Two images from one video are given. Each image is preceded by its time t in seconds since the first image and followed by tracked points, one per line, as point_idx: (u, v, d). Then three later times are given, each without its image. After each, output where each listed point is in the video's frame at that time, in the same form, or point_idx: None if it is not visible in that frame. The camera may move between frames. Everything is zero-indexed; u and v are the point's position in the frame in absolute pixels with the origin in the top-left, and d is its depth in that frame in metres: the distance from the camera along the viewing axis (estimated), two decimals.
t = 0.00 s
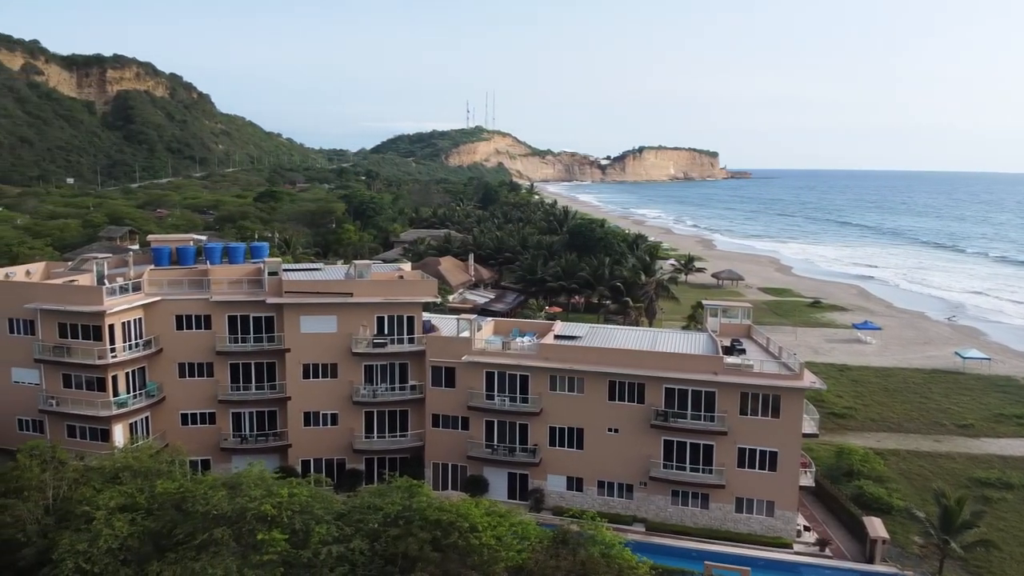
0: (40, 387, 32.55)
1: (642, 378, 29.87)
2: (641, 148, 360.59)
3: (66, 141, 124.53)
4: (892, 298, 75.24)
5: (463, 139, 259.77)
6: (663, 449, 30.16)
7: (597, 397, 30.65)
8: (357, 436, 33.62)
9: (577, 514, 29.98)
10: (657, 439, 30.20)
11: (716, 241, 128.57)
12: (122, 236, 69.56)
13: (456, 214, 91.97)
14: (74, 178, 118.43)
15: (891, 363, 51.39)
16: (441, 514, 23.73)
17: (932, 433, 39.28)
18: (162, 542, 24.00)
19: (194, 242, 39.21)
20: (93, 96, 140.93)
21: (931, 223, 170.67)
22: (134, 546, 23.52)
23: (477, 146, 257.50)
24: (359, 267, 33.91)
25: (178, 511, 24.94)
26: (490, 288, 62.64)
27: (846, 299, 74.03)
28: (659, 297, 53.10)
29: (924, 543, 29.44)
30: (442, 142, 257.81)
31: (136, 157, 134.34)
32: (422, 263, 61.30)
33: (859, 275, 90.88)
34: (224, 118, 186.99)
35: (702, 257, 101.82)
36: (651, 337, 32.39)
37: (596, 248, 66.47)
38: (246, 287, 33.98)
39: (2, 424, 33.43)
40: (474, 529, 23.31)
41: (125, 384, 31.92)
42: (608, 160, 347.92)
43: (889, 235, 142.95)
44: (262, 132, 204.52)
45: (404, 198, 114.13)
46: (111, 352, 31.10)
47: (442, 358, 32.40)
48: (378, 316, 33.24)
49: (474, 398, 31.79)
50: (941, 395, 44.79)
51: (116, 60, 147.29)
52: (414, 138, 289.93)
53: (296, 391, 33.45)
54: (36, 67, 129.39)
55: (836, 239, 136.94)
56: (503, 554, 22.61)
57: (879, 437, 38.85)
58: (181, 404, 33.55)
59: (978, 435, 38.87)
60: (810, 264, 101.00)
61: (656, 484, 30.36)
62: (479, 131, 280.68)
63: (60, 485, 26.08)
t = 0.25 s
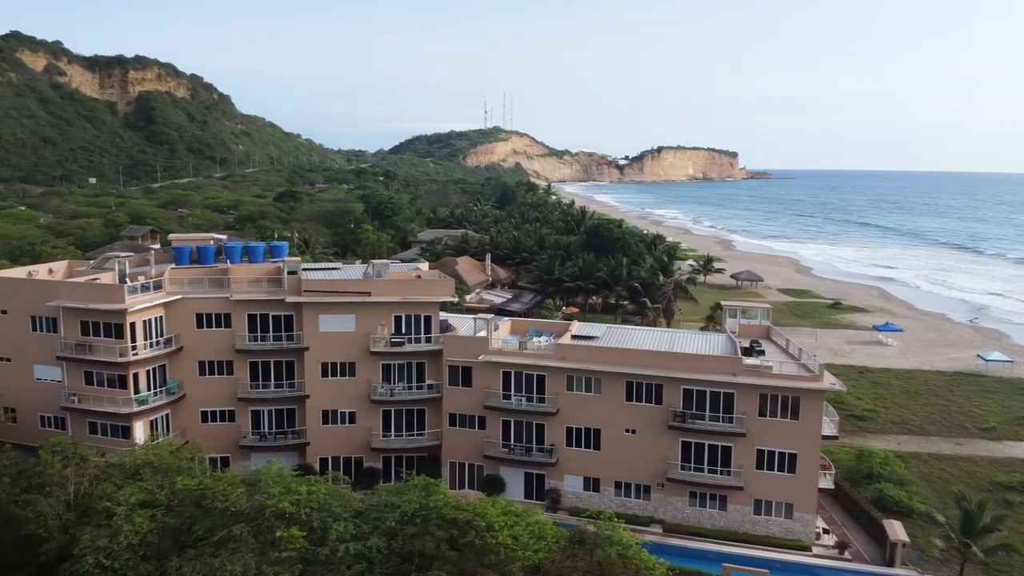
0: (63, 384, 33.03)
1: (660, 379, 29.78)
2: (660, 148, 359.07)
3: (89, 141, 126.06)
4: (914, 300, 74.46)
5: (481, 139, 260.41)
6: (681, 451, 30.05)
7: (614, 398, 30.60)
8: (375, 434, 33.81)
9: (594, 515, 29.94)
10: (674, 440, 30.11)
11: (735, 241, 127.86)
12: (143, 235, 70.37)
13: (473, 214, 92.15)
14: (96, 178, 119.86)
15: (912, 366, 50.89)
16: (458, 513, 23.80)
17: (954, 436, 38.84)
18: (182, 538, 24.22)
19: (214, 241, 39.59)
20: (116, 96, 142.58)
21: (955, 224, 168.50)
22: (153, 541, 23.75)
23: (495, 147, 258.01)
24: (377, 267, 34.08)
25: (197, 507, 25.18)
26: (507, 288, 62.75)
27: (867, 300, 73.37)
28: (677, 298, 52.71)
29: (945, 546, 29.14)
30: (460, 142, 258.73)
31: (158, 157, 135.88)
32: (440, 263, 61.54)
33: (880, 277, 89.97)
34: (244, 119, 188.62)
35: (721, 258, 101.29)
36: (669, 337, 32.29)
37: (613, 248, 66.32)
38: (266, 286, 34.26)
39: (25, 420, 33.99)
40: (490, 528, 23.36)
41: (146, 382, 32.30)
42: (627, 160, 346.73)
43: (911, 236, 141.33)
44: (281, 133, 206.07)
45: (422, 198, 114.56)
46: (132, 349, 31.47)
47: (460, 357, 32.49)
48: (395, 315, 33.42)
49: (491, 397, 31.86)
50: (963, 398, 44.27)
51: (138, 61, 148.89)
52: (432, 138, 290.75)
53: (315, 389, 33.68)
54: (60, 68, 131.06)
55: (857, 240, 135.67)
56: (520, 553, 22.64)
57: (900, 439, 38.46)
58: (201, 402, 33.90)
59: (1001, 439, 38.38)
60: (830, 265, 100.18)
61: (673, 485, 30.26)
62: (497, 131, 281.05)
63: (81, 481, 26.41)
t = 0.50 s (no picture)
0: (84, 381, 33.44)
1: (677, 380, 29.68)
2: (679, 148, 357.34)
3: (111, 141, 127.54)
4: (936, 301, 73.63)
5: (499, 140, 260.71)
6: (699, 452, 29.93)
7: (631, 398, 30.53)
8: (392, 433, 33.98)
9: (611, 516, 29.89)
10: (692, 442, 30.00)
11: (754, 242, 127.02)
12: (164, 234, 71.14)
13: (491, 214, 92.26)
14: (118, 178, 121.25)
15: (933, 368, 50.33)
16: (475, 512, 23.87)
17: (976, 439, 38.38)
18: (201, 534, 24.47)
19: (234, 240, 39.96)
20: (138, 96, 144.17)
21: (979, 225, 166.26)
22: (173, 537, 23.99)
23: (512, 147, 258.24)
24: (395, 266, 34.22)
25: (216, 504, 25.41)
26: (524, 288, 62.80)
27: (889, 301, 72.63)
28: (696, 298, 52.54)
29: (966, 550, 28.82)
30: (478, 142, 259.28)
31: (179, 157, 137.36)
32: (457, 263, 61.72)
33: (902, 278, 89.02)
34: (264, 119, 190.10)
35: (740, 258, 100.67)
36: (686, 338, 32.18)
37: (631, 248, 66.15)
38: (285, 285, 34.54)
39: (47, 416, 34.45)
40: (506, 528, 23.46)
41: (166, 379, 32.62)
42: (645, 160, 345.48)
43: (933, 238, 139.63)
44: (300, 133, 207.48)
45: (440, 199, 114.94)
46: (153, 347, 31.81)
47: (476, 357, 32.58)
48: (413, 314, 33.61)
49: (508, 397, 31.90)
50: (986, 400, 43.72)
51: (159, 62, 150.44)
52: (449, 139, 291.42)
53: (333, 388, 33.90)
54: (82, 68, 132.61)
55: (878, 241, 134.31)
56: (537, 553, 22.64)
57: (921, 442, 38.07)
58: (221, 399, 34.22)
59: None
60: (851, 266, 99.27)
61: (691, 486, 30.14)
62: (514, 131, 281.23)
63: (102, 477, 26.72)
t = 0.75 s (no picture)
0: (105, 378, 33.85)
1: (695, 380, 29.56)
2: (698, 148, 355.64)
3: (133, 142, 128.98)
4: (959, 303, 72.76)
5: (517, 140, 261.20)
6: (717, 453, 29.78)
7: (649, 399, 30.44)
8: (409, 431, 34.15)
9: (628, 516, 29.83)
10: (710, 442, 29.85)
11: (774, 243, 126.18)
12: (185, 233, 71.83)
13: (508, 214, 92.34)
14: (140, 178, 122.67)
15: (956, 370, 49.74)
16: (491, 511, 23.89)
17: (998, 442, 37.90)
18: (220, 530, 24.72)
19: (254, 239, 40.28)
20: (159, 97, 145.82)
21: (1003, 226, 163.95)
22: (192, 533, 24.20)
23: (530, 147, 258.59)
24: (412, 265, 34.38)
25: (235, 501, 25.58)
26: (541, 288, 62.84)
27: (910, 303, 71.86)
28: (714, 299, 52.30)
29: (988, 554, 28.48)
30: (496, 142, 259.99)
31: (199, 158, 138.87)
32: (474, 263, 61.85)
33: (924, 280, 88.03)
34: (283, 119, 191.57)
35: (760, 259, 100.05)
36: (704, 338, 32.06)
37: (649, 248, 65.97)
38: (304, 284, 34.80)
39: (69, 413, 34.92)
40: (523, 527, 23.42)
41: (186, 377, 32.96)
42: (663, 160, 344.20)
43: (957, 239, 137.85)
44: (319, 134, 208.98)
45: (457, 199, 115.27)
46: (173, 345, 32.14)
47: (493, 356, 32.65)
48: (430, 314, 33.76)
49: (525, 396, 31.92)
50: (1010, 403, 43.14)
51: (180, 62, 151.93)
52: (467, 139, 292.02)
53: (351, 386, 34.11)
54: (105, 69, 134.09)
55: (900, 242, 132.85)
56: (554, 552, 22.61)
57: (942, 445, 37.65)
58: (240, 397, 34.52)
59: None
60: (872, 267, 98.30)
61: (709, 488, 30.01)
62: (532, 132, 281.49)
63: (122, 474, 27.08)
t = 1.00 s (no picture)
0: (126, 375, 34.24)
1: (713, 381, 29.44)
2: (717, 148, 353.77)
3: (154, 142, 130.31)
4: (982, 305, 71.87)
5: (535, 140, 261.50)
6: (735, 454, 29.62)
7: (667, 399, 30.35)
8: (427, 430, 34.28)
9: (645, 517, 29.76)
10: (729, 444, 29.70)
11: (793, 243, 125.29)
12: (205, 233, 72.49)
13: (525, 214, 92.38)
14: (161, 177, 124.05)
15: (978, 373, 49.17)
16: (508, 511, 23.86)
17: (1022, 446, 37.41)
18: (239, 527, 24.90)
19: (273, 238, 40.61)
20: (180, 98, 147.35)
21: None
22: (211, 530, 24.37)
23: (548, 147, 258.82)
24: (430, 264, 34.51)
25: (254, 497, 25.76)
26: (558, 288, 62.86)
27: (932, 305, 71.10)
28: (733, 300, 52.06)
29: (1010, 559, 28.13)
30: (514, 142, 260.36)
31: (219, 158, 140.29)
32: (491, 263, 61.97)
33: (947, 281, 87.05)
34: (303, 120, 192.91)
35: (779, 259, 99.43)
36: (723, 339, 31.92)
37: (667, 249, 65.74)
38: (323, 283, 35.05)
39: (90, 410, 35.35)
40: (539, 526, 23.36)
41: (206, 374, 33.27)
42: (682, 160, 342.74)
43: (981, 240, 136.14)
44: (338, 134, 210.22)
45: (475, 199, 115.50)
46: (194, 343, 32.46)
47: (511, 356, 32.70)
48: (447, 313, 33.86)
49: (542, 396, 31.94)
50: None
51: (201, 63, 153.32)
52: (484, 139, 292.41)
53: (368, 384, 34.29)
54: (127, 70, 135.56)
55: (922, 243, 131.45)
56: (570, 552, 22.55)
57: (964, 448, 37.26)
58: (259, 395, 34.81)
59: None
60: (894, 269, 97.37)
61: (727, 489, 29.85)
62: (550, 132, 281.48)
63: (143, 470, 27.35)
